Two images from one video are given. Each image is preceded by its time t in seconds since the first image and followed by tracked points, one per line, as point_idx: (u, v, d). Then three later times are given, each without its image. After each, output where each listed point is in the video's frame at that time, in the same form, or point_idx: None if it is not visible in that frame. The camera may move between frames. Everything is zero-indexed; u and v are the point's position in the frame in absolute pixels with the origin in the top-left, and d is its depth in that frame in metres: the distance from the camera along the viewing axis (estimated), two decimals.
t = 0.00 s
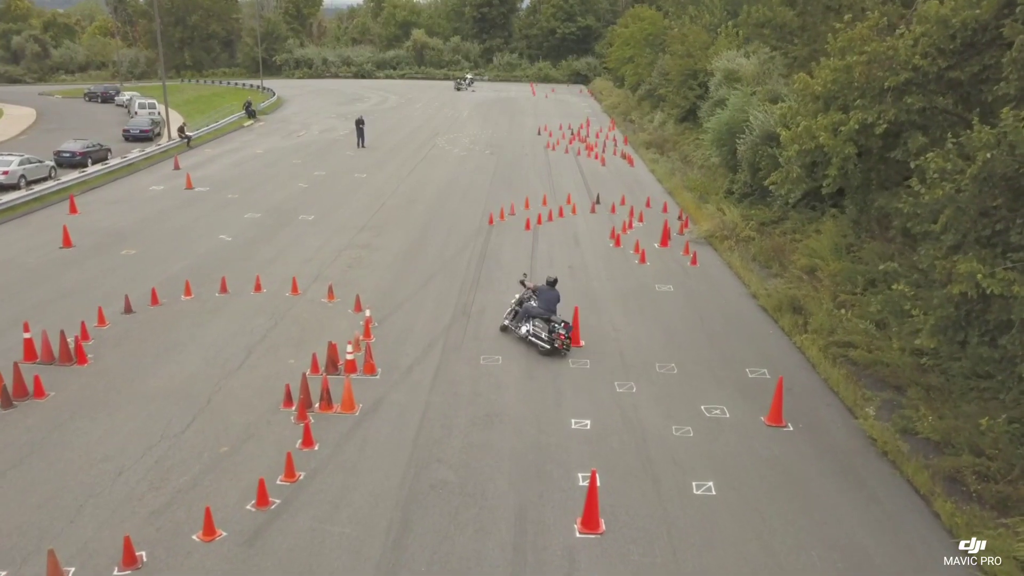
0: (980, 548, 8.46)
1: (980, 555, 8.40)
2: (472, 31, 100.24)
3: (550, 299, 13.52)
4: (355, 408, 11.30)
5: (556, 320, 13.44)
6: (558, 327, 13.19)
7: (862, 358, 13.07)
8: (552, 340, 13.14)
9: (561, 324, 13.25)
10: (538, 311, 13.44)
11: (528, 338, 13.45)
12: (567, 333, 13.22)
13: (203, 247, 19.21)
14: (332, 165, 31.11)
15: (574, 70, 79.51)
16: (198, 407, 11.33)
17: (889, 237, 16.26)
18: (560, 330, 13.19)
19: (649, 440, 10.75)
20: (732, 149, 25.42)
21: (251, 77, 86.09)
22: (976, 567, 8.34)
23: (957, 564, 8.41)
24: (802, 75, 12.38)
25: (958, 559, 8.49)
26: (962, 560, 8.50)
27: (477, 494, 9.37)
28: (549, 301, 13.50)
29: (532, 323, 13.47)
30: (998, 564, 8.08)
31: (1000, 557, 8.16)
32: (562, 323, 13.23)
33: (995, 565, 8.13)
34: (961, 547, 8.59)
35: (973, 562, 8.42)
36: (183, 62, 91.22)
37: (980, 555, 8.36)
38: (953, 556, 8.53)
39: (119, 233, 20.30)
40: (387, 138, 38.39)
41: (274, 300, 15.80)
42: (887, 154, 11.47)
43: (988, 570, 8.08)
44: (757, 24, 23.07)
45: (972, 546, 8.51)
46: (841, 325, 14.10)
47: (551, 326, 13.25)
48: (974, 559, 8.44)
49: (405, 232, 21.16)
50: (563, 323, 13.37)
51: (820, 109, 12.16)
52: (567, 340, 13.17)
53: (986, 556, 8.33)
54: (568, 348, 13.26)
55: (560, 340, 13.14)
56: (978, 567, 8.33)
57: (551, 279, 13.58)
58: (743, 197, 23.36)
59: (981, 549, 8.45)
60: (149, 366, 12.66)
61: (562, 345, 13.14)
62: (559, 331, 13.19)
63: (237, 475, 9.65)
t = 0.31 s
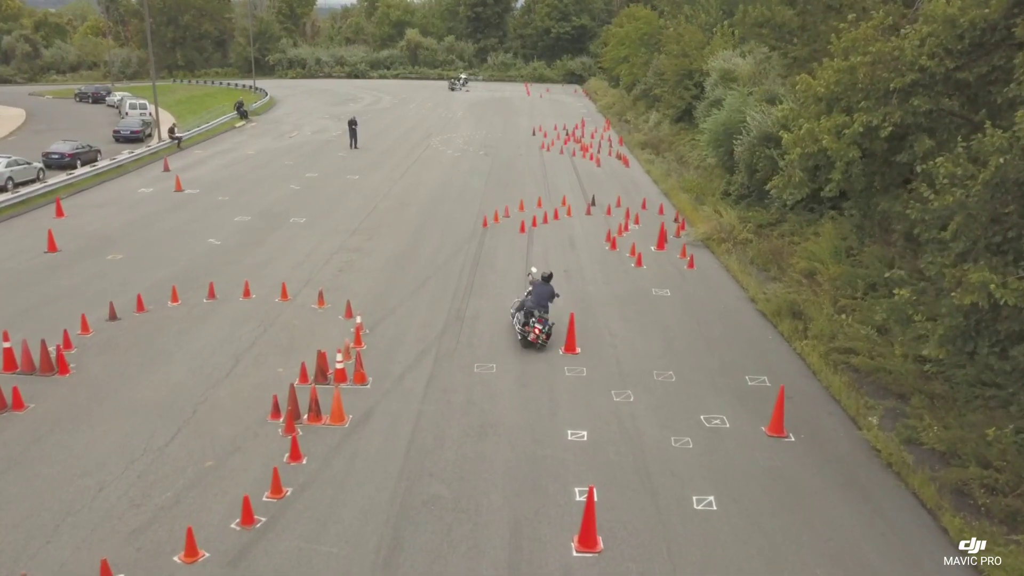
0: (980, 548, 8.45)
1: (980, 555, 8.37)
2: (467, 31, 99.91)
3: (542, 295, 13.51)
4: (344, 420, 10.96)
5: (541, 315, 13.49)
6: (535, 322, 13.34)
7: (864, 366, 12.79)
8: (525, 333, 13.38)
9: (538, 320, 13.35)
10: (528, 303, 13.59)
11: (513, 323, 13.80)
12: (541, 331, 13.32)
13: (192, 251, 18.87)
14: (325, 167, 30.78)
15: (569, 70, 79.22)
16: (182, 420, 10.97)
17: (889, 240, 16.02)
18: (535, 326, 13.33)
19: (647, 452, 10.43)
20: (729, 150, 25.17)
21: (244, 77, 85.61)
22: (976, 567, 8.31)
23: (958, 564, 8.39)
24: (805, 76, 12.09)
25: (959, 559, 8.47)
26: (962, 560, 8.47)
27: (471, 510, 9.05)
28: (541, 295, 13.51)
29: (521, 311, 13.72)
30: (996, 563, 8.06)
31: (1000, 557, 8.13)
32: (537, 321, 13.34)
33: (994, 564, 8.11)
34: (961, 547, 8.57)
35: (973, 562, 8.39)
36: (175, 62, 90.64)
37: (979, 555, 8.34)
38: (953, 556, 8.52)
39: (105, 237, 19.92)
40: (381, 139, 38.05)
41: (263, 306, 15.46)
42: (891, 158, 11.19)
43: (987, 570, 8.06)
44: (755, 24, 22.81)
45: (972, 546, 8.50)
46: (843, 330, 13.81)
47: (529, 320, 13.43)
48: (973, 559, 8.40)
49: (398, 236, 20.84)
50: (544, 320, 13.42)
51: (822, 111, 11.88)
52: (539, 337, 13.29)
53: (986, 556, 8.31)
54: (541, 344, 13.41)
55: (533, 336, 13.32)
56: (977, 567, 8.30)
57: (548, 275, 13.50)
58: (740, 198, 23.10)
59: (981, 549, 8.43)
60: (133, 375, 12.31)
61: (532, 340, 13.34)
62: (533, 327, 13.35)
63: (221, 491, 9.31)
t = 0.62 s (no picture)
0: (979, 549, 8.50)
1: (979, 555, 8.40)
2: (464, 30, 99.52)
3: (554, 292, 13.92)
4: (336, 434, 10.58)
5: (546, 312, 13.87)
6: (535, 315, 13.78)
7: (873, 376, 12.43)
8: (524, 324, 13.85)
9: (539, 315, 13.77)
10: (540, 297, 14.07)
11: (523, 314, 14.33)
12: (537, 326, 13.71)
13: (184, 255, 18.48)
14: (321, 168, 30.36)
15: (567, 70, 78.82)
16: (168, 434, 10.57)
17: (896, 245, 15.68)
18: (533, 319, 13.77)
19: (651, 469, 10.04)
20: (730, 152, 24.83)
21: (240, 77, 85.14)
22: (974, 567, 8.33)
23: (958, 564, 8.42)
24: (813, 78, 11.79)
25: (958, 559, 8.50)
26: (962, 560, 8.50)
27: (468, 531, 8.67)
28: (552, 291, 13.92)
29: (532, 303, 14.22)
30: (995, 563, 8.04)
31: (1001, 557, 8.13)
32: (537, 315, 13.76)
33: (994, 564, 8.08)
34: (961, 547, 8.62)
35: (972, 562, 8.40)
36: (171, 62, 90.09)
37: (978, 555, 8.35)
38: (953, 556, 8.55)
39: (95, 241, 19.50)
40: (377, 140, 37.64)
41: (255, 313, 15.05)
42: (903, 163, 10.89)
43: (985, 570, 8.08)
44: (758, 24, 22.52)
45: (972, 546, 8.56)
46: (850, 339, 13.45)
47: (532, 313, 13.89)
48: (972, 559, 8.43)
49: (394, 239, 20.44)
50: (546, 316, 13.80)
51: (831, 115, 11.55)
52: (534, 331, 13.71)
53: (986, 556, 8.33)
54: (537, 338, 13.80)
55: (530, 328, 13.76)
56: (976, 567, 8.32)
57: (565, 274, 13.79)
58: (741, 201, 22.76)
59: (981, 550, 8.46)
60: (118, 387, 11.90)
61: (528, 332, 13.78)
62: (532, 321, 13.79)
63: (207, 512, 8.92)
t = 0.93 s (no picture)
0: (980, 550, 8.52)
1: (980, 555, 8.45)
2: (464, 30, 99.22)
3: (577, 287, 14.23)
4: (331, 447, 10.27)
5: (567, 306, 14.19)
6: (555, 307, 14.16)
7: (882, 386, 12.12)
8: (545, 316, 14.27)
9: (558, 307, 14.15)
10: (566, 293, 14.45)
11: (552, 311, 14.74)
12: (554, 318, 14.06)
13: (178, 259, 18.19)
14: (319, 170, 30.05)
15: (567, 70, 78.49)
16: (157, 448, 10.27)
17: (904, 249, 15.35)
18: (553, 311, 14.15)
19: (655, 485, 9.73)
20: (733, 154, 24.50)
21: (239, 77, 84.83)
22: (975, 567, 8.38)
23: (957, 564, 8.45)
24: (823, 81, 11.51)
25: (958, 559, 8.53)
26: (962, 560, 8.53)
27: (466, 551, 8.37)
28: (576, 287, 14.26)
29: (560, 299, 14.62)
30: (993, 564, 8.14)
31: (1002, 559, 8.28)
32: (555, 308, 14.12)
33: (994, 564, 8.19)
34: (961, 547, 8.65)
35: (972, 562, 8.44)
36: (169, 62, 89.77)
37: (979, 555, 8.41)
38: (953, 556, 8.57)
39: (89, 245, 19.19)
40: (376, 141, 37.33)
41: (249, 320, 14.74)
42: (916, 169, 10.63)
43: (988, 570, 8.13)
44: (762, 25, 22.24)
45: (972, 546, 8.58)
46: (858, 347, 13.15)
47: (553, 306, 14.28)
48: (973, 559, 8.48)
49: (392, 243, 20.12)
50: (565, 309, 14.12)
51: (842, 118, 11.29)
52: (551, 322, 14.07)
53: (987, 557, 8.39)
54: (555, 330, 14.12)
55: (549, 320, 14.14)
56: (977, 567, 8.36)
57: (590, 269, 14.07)
58: (745, 204, 22.48)
59: (981, 550, 8.52)
60: (107, 397, 11.58)
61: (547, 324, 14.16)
62: (551, 313, 14.16)
63: (196, 530, 8.62)
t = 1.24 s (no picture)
0: (980, 549, 8.51)
1: (980, 555, 8.46)
2: (464, 30, 99.04)
3: (602, 284, 14.42)
4: (326, 458, 10.02)
5: (593, 302, 14.35)
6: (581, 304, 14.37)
7: (890, 394, 11.86)
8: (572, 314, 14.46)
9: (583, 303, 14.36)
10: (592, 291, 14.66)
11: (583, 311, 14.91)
12: (580, 313, 14.21)
13: (173, 262, 17.94)
14: (317, 171, 29.80)
15: (568, 70, 78.27)
16: (147, 459, 10.02)
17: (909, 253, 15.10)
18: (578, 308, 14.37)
19: (658, 497, 9.47)
20: (735, 156, 24.25)
21: (238, 77, 84.64)
22: (976, 567, 8.39)
23: (958, 564, 8.46)
24: (830, 83, 11.31)
25: (959, 559, 8.54)
26: (962, 560, 8.54)
27: (465, 566, 8.13)
28: (601, 283, 14.46)
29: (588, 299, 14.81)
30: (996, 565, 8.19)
31: (1001, 559, 8.37)
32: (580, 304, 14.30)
33: (995, 565, 8.25)
34: (962, 547, 8.65)
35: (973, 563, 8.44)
36: (168, 62, 89.54)
37: (979, 555, 8.44)
38: (954, 556, 8.59)
39: (83, 248, 18.94)
40: (376, 142, 37.09)
41: (244, 325, 14.49)
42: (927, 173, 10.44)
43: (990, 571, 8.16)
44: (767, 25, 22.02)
45: (972, 546, 8.58)
46: (865, 353, 12.90)
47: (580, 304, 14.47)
48: (973, 559, 8.48)
49: (391, 245, 19.87)
50: (590, 305, 14.28)
51: (850, 121, 11.08)
52: (577, 318, 14.22)
53: (987, 556, 8.41)
54: (581, 326, 14.26)
55: (576, 317, 14.33)
56: (977, 566, 8.39)
57: (612, 262, 14.30)
58: (746, 206, 22.27)
59: (981, 550, 8.52)
60: (98, 405, 11.33)
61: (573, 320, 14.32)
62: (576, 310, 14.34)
63: (187, 545, 8.37)
